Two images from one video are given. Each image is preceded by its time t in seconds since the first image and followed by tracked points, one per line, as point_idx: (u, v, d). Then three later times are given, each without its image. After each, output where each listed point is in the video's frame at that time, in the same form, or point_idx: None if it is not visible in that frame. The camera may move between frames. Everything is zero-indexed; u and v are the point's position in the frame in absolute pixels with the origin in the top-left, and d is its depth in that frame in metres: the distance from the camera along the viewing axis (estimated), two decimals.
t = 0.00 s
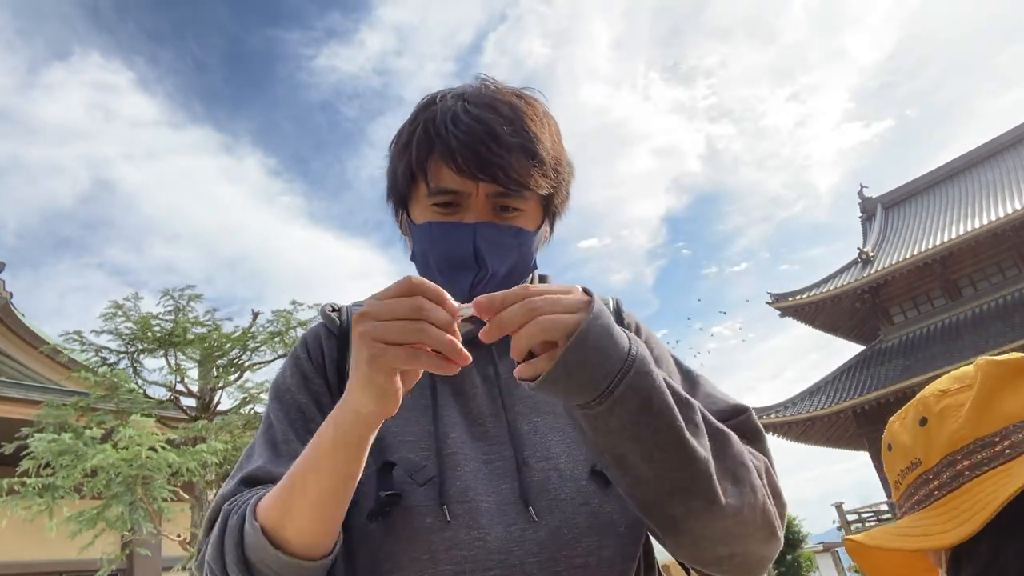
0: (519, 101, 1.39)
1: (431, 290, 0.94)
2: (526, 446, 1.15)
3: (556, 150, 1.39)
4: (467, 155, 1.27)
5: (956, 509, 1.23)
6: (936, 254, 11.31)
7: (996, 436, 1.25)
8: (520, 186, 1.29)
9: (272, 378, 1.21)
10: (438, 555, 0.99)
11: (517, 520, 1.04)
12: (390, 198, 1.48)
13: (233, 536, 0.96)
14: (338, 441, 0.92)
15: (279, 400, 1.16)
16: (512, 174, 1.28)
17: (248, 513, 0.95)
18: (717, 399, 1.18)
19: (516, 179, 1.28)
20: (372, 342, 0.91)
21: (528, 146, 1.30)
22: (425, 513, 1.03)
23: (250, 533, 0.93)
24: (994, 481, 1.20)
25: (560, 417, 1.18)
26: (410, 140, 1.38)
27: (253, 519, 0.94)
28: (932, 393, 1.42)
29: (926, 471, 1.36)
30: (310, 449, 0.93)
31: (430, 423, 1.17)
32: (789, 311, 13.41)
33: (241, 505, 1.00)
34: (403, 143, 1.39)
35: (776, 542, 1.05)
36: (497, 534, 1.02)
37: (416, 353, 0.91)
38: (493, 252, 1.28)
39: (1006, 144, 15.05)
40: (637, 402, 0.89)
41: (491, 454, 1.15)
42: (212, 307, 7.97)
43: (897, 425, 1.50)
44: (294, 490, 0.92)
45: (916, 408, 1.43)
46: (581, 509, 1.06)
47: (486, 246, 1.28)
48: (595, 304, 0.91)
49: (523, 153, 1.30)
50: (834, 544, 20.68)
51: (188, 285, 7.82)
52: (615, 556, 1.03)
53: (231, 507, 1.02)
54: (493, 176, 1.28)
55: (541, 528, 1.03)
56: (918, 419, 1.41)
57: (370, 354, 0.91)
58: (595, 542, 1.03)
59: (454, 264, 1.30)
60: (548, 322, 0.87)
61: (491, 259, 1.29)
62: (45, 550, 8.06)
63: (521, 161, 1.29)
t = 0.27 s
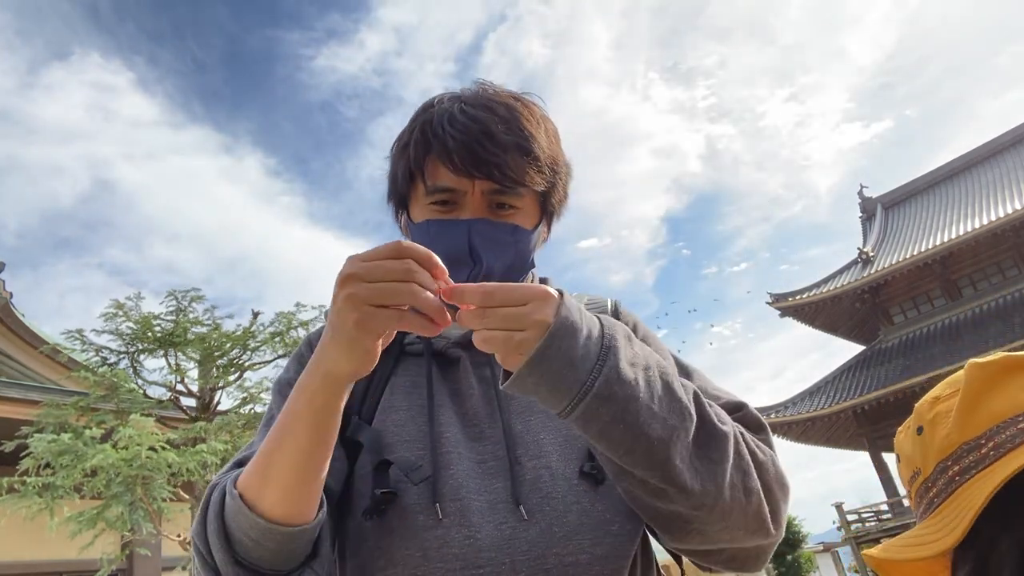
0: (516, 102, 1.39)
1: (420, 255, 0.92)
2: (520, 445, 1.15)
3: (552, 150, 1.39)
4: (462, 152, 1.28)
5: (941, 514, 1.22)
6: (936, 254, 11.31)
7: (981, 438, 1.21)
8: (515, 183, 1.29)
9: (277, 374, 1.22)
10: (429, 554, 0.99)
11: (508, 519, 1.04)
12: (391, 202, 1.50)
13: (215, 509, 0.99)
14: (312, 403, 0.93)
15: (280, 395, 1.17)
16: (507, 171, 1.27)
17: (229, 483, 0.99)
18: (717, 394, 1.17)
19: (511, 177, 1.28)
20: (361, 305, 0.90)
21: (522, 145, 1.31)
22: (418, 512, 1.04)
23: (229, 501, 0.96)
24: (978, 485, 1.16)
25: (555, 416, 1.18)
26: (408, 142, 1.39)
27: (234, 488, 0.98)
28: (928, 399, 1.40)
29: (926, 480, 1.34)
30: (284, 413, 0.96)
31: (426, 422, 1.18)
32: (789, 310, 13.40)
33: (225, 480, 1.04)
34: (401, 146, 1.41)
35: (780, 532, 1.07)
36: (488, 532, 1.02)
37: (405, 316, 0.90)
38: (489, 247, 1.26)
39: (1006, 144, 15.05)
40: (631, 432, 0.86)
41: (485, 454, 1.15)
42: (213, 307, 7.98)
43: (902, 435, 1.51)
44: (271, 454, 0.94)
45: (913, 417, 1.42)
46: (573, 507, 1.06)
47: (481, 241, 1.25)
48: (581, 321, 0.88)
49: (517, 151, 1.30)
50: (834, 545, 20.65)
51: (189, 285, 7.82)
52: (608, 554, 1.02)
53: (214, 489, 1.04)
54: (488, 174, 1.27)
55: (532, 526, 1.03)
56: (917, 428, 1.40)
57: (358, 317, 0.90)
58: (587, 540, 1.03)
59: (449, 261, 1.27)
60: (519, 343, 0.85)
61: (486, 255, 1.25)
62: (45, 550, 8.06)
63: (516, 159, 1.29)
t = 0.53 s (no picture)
0: (517, 100, 1.40)
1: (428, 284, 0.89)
2: (522, 446, 1.15)
3: (552, 146, 1.40)
4: (464, 146, 1.28)
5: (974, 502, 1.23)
6: (936, 254, 11.31)
7: (1008, 428, 1.23)
8: (516, 178, 1.29)
9: (281, 376, 1.22)
10: (433, 555, 0.99)
11: (512, 520, 1.04)
12: (393, 200, 1.50)
13: (255, 529, 0.96)
14: (365, 438, 0.93)
15: (287, 397, 1.16)
16: (508, 165, 1.28)
17: (271, 503, 0.96)
18: (707, 399, 1.18)
19: (512, 171, 1.29)
20: (387, 346, 0.90)
21: (523, 140, 1.31)
22: (422, 514, 1.04)
23: (270, 524, 0.94)
24: (1008, 473, 1.19)
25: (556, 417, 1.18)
26: (410, 139, 1.40)
27: (274, 510, 0.95)
28: (941, 385, 1.42)
29: (939, 465, 1.37)
30: (335, 442, 0.94)
31: (428, 424, 1.18)
32: (789, 311, 13.40)
33: (261, 496, 1.00)
34: (403, 143, 1.41)
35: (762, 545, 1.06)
36: (491, 534, 1.02)
37: (433, 348, 0.90)
38: (491, 241, 1.26)
39: (1007, 143, 15.04)
40: (615, 431, 0.88)
41: (488, 456, 1.15)
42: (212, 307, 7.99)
43: (906, 419, 1.53)
44: (320, 479, 0.92)
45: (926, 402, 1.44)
46: (575, 509, 1.06)
47: (484, 235, 1.26)
48: (597, 328, 0.88)
49: (519, 146, 1.30)
50: (834, 545, 20.63)
51: (189, 285, 7.83)
52: (611, 555, 1.03)
53: (248, 499, 1.02)
54: (490, 167, 1.27)
55: (535, 527, 1.03)
56: (930, 412, 1.42)
57: (388, 358, 0.90)
58: (591, 540, 1.03)
59: (451, 254, 1.27)
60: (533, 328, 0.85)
61: (489, 248, 1.25)
62: (45, 550, 8.05)
63: (517, 154, 1.29)
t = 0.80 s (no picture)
0: (523, 99, 1.40)
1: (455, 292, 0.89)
2: (527, 448, 1.15)
3: (558, 146, 1.40)
4: (472, 141, 1.28)
5: (994, 494, 1.23)
6: (936, 254, 11.30)
7: None
8: (523, 175, 1.29)
9: (283, 375, 1.22)
10: (441, 556, 0.99)
11: (518, 522, 1.04)
12: (398, 197, 1.49)
13: (264, 532, 0.96)
14: (376, 438, 0.92)
15: (290, 396, 1.16)
16: (515, 162, 1.28)
17: (280, 506, 0.95)
18: (706, 407, 1.17)
19: (519, 168, 1.29)
20: (403, 347, 0.89)
21: (530, 138, 1.31)
22: (429, 515, 1.04)
23: (280, 525, 0.93)
24: None
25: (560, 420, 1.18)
26: (416, 135, 1.40)
27: (283, 511, 0.95)
28: (952, 373, 1.42)
29: (948, 451, 1.36)
30: (346, 442, 0.93)
31: (434, 425, 1.18)
32: (789, 311, 13.39)
33: (269, 497, 1.00)
34: (410, 139, 1.41)
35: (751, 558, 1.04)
36: (499, 536, 1.02)
37: (450, 341, 0.89)
38: (497, 236, 1.26)
39: (1006, 143, 15.04)
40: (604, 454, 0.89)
41: (493, 457, 1.15)
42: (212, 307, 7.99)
43: (906, 403, 1.52)
44: (330, 482, 0.91)
45: (936, 388, 1.43)
46: (581, 511, 1.06)
47: (490, 230, 1.26)
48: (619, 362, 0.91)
49: (526, 144, 1.31)
50: (834, 545, 20.62)
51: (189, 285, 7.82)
52: (616, 556, 1.03)
53: (256, 500, 1.01)
54: (497, 163, 1.28)
55: (542, 529, 1.03)
56: (938, 398, 1.41)
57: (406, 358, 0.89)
58: (596, 542, 1.03)
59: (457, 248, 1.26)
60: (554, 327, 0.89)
61: (495, 242, 1.25)
62: (45, 550, 8.05)
63: (524, 151, 1.29)
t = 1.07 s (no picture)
0: (529, 99, 1.40)
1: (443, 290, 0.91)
2: (531, 448, 1.15)
3: (564, 147, 1.40)
4: (477, 141, 1.28)
5: (997, 491, 1.24)
6: (936, 254, 11.30)
7: None
8: (528, 175, 1.29)
9: (284, 374, 1.22)
10: (443, 556, 0.99)
11: (521, 522, 1.04)
12: (401, 196, 1.49)
13: (251, 533, 0.96)
14: (351, 425, 0.92)
15: (291, 395, 1.16)
16: (521, 162, 1.28)
17: (264, 503, 0.96)
18: (717, 409, 1.17)
19: (524, 169, 1.29)
20: (387, 327, 0.90)
21: (536, 138, 1.31)
22: (431, 514, 1.03)
23: (265, 520, 0.94)
24: None
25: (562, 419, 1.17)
26: (421, 134, 1.40)
27: (267, 508, 0.95)
28: (956, 372, 1.42)
29: (949, 447, 1.36)
30: (322, 433, 0.93)
31: (437, 425, 1.17)
32: (789, 311, 13.39)
33: (257, 496, 1.00)
34: (415, 138, 1.41)
35: (765, 549, 1.03)
36: (502, 536, 1.02)
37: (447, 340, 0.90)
38: (501, 236, 1.25)
39: (1007, 143, 15.03)
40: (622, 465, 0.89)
41: (496, 457, 1.15)
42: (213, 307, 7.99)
43: (906, 397, 1.51)
44: (311, 475, 0.92)
45: (940, 383, 1.42)
46: (584, 510, 1.06)
47: (495, 230, 1.25)
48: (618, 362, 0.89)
49: (532, 145, 1.30)
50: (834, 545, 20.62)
51: (189, 285, 7.82)
52: (619, 556, 1.03)
53: (244, 500, 1.02)
54: (502, 164, 1.28)
55: (545, 529, 1.03)
56: (941, 394, 1.41)
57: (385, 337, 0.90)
58: (599, 542, 1.03)
59: (460, 247, 1.26)
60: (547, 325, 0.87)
61: (499, 243, 1.25)
62: (45, 550, 8.05)
63: (530, 151, 1.29)
